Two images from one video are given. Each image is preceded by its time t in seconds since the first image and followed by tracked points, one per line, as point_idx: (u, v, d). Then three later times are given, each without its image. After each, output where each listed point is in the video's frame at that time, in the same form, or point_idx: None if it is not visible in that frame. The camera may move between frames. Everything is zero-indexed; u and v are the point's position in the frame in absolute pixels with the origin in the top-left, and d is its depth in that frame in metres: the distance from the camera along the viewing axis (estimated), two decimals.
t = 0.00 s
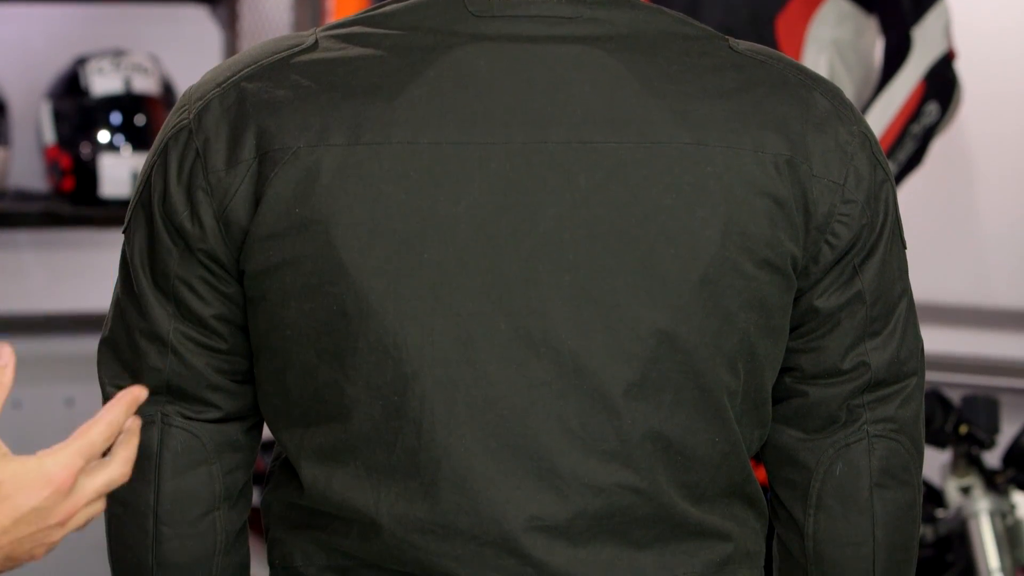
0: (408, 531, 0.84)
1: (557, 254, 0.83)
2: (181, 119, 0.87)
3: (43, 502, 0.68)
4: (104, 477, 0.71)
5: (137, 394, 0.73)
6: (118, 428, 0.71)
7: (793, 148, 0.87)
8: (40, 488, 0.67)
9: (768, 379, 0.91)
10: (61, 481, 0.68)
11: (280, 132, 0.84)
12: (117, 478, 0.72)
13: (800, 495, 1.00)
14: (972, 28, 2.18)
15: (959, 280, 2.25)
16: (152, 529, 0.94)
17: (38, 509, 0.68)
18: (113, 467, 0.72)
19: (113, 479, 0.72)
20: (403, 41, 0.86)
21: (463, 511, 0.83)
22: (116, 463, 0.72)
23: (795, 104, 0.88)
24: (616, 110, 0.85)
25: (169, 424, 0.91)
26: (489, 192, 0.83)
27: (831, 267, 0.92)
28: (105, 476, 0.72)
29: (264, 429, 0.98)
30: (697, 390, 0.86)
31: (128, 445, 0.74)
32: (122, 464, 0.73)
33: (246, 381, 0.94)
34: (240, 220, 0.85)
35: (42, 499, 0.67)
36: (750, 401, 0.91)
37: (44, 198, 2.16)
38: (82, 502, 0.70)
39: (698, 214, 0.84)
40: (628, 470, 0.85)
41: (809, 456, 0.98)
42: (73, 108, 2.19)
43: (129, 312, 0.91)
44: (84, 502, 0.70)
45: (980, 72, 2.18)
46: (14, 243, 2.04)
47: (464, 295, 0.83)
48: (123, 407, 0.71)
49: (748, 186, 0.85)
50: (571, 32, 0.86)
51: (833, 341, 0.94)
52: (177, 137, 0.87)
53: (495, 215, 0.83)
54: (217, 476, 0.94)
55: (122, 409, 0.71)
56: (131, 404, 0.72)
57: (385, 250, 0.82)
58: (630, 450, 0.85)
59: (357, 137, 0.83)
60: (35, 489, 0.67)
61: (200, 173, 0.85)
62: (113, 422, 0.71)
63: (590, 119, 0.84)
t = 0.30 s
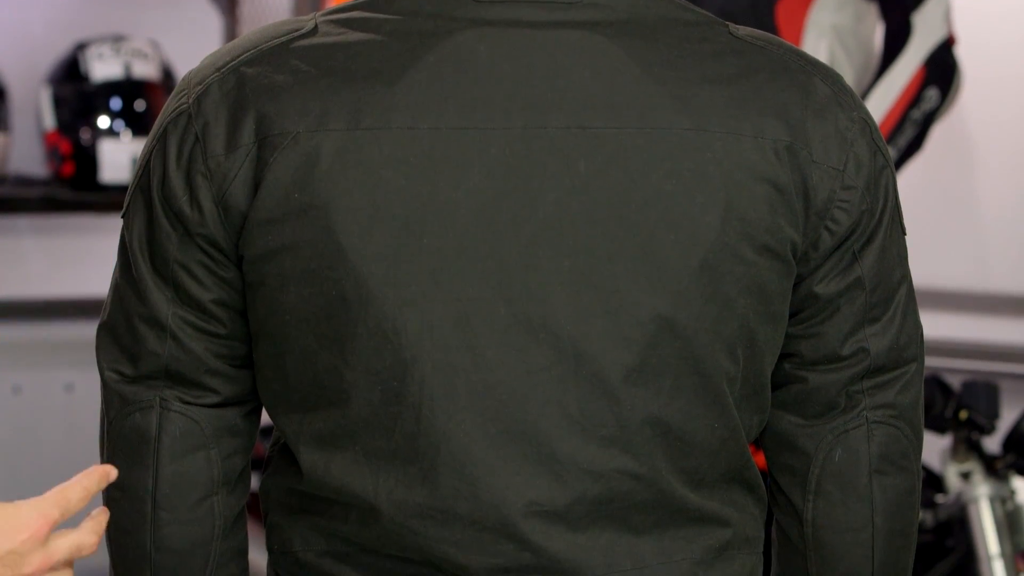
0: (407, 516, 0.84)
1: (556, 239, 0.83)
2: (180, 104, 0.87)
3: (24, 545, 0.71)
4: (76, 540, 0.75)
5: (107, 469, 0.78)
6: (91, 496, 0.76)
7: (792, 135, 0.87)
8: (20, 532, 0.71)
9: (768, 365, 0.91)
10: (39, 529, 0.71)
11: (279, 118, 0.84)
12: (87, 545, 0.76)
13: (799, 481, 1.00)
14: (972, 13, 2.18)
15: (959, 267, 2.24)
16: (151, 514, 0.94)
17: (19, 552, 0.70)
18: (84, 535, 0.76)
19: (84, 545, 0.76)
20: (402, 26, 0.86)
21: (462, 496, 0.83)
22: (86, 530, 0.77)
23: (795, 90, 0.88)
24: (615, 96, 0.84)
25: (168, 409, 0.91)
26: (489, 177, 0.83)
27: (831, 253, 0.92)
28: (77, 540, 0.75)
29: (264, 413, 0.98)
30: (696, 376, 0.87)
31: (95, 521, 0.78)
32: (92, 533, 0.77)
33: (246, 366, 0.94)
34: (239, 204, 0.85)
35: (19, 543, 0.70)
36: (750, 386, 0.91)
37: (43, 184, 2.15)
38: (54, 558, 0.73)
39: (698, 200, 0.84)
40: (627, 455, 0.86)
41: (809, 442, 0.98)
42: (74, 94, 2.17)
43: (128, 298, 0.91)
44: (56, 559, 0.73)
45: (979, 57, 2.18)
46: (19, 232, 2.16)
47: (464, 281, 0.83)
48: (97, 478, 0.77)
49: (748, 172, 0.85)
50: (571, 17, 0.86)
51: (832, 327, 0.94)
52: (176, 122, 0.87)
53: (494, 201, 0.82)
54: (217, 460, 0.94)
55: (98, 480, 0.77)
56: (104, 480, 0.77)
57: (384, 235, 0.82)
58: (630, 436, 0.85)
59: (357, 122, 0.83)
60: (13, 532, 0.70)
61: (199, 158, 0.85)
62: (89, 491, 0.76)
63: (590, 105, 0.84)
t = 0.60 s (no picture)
0: (408, 500, 0.84)
1: (556, 224, 0.83)
2: (180, 89, 0.87)
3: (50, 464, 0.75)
4: (90, 451, 0.80)
5: (115, 382, 0.83)
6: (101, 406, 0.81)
7: (792, 118, 0.86)
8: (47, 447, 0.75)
9: (768, 349, 0.91)
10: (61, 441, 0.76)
11: (279, 102, 0.83)
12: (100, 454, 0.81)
13: (801, 465, 1.00)
14: None
15: (960, 249, 2.24)
16: (152, 499, 0.94)
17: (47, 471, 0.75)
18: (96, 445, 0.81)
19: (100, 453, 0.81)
20: (401, 10, 0.86)
21: (463, 481, 0.83)
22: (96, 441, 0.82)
23: (795, 73, 0.88)
24: (615, 80, 0.84)
25: (168, 393, 0.92)
26: (489, 162, 0.82)
27: (831, 237, 0.91)
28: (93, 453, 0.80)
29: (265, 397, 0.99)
30: (696, 360, 0.87)
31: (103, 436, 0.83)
32: (100, 443, 0.82)
33: (247, 351, 0.94)
34: (239, 189, 0.84)
35: (42, 465, 0.74)
36: (750, 370, 0.91)
37: (44, 167, 2.15)
38: (73, 472, 0.77)
39: (698, 184, 0.84)
40: (627, 440, 0.86)
41: (810, 426, 0.98)
42: (73, 78, 2.17)
43: (129, 283, 0.91)
44: (76, 473, 0.77)
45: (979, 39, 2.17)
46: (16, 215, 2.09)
47: (465, 266, 0.82)
48: (106, 390, 0.82)
49: (748, 156, 0.85)
50: (570, 0, 0.86)
51: (833, 311, 0.94)
52: (176, 107, 0.86)
53: (494, 185, 0.82)
54: (218, 445, 0.95)
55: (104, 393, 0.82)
56: (112, 389, 0.82)
57: (384, 220, 0.82)
58: (630, 420, 0.85)
59: (357, 106, 0.83)
60: (39, 453, 0.74)
61: (199, 143, 0.85)
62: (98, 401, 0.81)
63: (590, 89, 0.84)
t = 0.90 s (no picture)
0: (407, 485, 0.84)
1: (555, 209, 0.83)
2: (179, 72, 0.87)
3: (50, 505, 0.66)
4: (118, 496, 0.69)
5: (165, 419, 0.69)
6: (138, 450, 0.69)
7: (792, 103, 0.86)
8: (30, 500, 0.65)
9: (768, 334, 0.91)
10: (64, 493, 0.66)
11: (278, 86, 0.83)
12: (130, 501, 0.69)
13: (802, 449, 1.00)
14: None
15: (960, 234, 2.24)
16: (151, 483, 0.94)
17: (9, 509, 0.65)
18: (128, 491, 0.69)
19: (124, 502, 0.69)
20: None
21: (462, 466, 0.83)
22: (133, 488, 0.69)
23: (794, 57, 0.87)
24: (615, 64, 0.84)
25: (167, 377, 0.92)
26: (488, 146, 0.82)
27: (831, 222, 0.91)
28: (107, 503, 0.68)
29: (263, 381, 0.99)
30: (696, 344, 0.87)
31: (157, 469, 0.70)
32: (140, 487, 0.69)
33: (246, 335, 0.94)
34: (238, 173, 0.84)
35: (55, 505, 0.66)
36: (750, 355, 0.91)
37: (44, 154, 2.15)
38: (95, 516, 0.68)
39: (698, 168, 0.84)
40: (627, 424, 0.86)
41: (810, 410, 0.98)
42: (74, 64, 2.16)
43: (128, 267, 0.91)
44: (98, 517, 0.68)
45: (982, 23, 2.16)
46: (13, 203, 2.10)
47: (464, 250, 0.82)
48: (149, 430, 0.68)
49: (747, 140, 0.85)
50: None
51: (833, 296, 0.94)
52: (175, 91, 0.86)
53: (493, 169, 0.82)
54: (217, 429, 0.95)
55: (151, 432, 0.68)
56: (160, 430, 0.69)
57: (383, 205, 0.82)
58: (630, 404, 0.85)
59: (356, 91, 0.83)
60: (51, 494, 0.66)
61: (197, 126, 0.85)
62: (136, 444, 0.68)
63: (589, 74, 0.84)
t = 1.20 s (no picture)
0: (408, 469, 0.84)
1: (556, 193, 0.82)
2: (179, 57, 0.86)
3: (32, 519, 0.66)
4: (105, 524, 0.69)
5: (156, 470, 0.71)
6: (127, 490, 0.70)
7: (793, 87, 0.86)
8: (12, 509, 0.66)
9: (769, 317, 0.91)
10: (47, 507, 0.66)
11: (278, 71, 0.83)
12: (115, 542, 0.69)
13: (804, 433, 1.00)
14: None
15: (960, 218, 2.23)
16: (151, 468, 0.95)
17: None
18: (113, 531, 0.69)
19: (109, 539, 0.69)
20: None
21: (463, 451, 0.83)
22: (120, 530, 0.69)
23: (795, 40, 0.87)
24: (616, 48, 0.84)
25: (167, 362, 0.92)
26: (488, 131, 0.82)
27: (832, 206, 0.91)
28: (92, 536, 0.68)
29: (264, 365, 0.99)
30: (697, 329, 0.87)
31: (145, 521, 0.72)
32: (126, 530, 0.70)
33: (246, 320, 0.94)
34: (238, 158, 0.84)
35: (41, 510, 0.66)
36: (752, 339, 0.91)
37: (44, 138, 2.15)
38: (81, 540, 0.67)
39: (699, 152, 0.83)
40: (628, 409, 0.86)
41: (812, 393, 0.98)
42: (73, 48, 2.16)
43: (128, 252, 0.91)
44: (83, 542, 0.67)
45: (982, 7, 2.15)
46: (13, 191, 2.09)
47: (466, 234, 0.82)
48: (140, 469, 0.70)
49: (747, 124, 0.84)
50: None
51: (836, 279, 0.94)
52: (175, 76, 0.86)
53: (494, 154, 0.82)
54: (217, 414, 0.95)
55: (140, 478, 0.70)
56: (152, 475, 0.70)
57: (384, 190, 0.82)
58: (631, 389, 0.85)
59: (356, 75, 0.82)
60: (40, 498, 0.66)
61: (197, 111, 0.84)
62: (129, 483, 0.70)
63: (590, 58, 0.83)
